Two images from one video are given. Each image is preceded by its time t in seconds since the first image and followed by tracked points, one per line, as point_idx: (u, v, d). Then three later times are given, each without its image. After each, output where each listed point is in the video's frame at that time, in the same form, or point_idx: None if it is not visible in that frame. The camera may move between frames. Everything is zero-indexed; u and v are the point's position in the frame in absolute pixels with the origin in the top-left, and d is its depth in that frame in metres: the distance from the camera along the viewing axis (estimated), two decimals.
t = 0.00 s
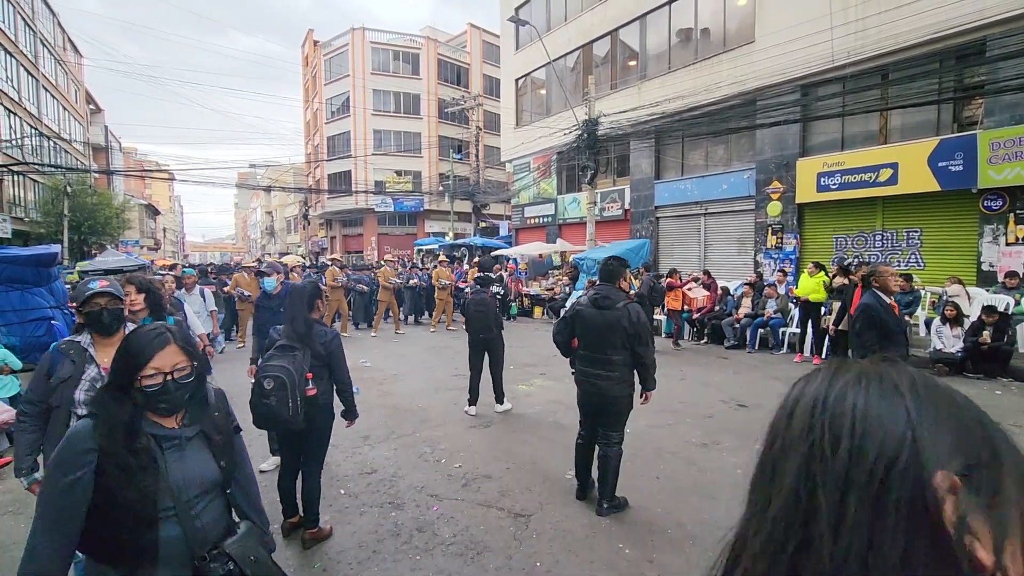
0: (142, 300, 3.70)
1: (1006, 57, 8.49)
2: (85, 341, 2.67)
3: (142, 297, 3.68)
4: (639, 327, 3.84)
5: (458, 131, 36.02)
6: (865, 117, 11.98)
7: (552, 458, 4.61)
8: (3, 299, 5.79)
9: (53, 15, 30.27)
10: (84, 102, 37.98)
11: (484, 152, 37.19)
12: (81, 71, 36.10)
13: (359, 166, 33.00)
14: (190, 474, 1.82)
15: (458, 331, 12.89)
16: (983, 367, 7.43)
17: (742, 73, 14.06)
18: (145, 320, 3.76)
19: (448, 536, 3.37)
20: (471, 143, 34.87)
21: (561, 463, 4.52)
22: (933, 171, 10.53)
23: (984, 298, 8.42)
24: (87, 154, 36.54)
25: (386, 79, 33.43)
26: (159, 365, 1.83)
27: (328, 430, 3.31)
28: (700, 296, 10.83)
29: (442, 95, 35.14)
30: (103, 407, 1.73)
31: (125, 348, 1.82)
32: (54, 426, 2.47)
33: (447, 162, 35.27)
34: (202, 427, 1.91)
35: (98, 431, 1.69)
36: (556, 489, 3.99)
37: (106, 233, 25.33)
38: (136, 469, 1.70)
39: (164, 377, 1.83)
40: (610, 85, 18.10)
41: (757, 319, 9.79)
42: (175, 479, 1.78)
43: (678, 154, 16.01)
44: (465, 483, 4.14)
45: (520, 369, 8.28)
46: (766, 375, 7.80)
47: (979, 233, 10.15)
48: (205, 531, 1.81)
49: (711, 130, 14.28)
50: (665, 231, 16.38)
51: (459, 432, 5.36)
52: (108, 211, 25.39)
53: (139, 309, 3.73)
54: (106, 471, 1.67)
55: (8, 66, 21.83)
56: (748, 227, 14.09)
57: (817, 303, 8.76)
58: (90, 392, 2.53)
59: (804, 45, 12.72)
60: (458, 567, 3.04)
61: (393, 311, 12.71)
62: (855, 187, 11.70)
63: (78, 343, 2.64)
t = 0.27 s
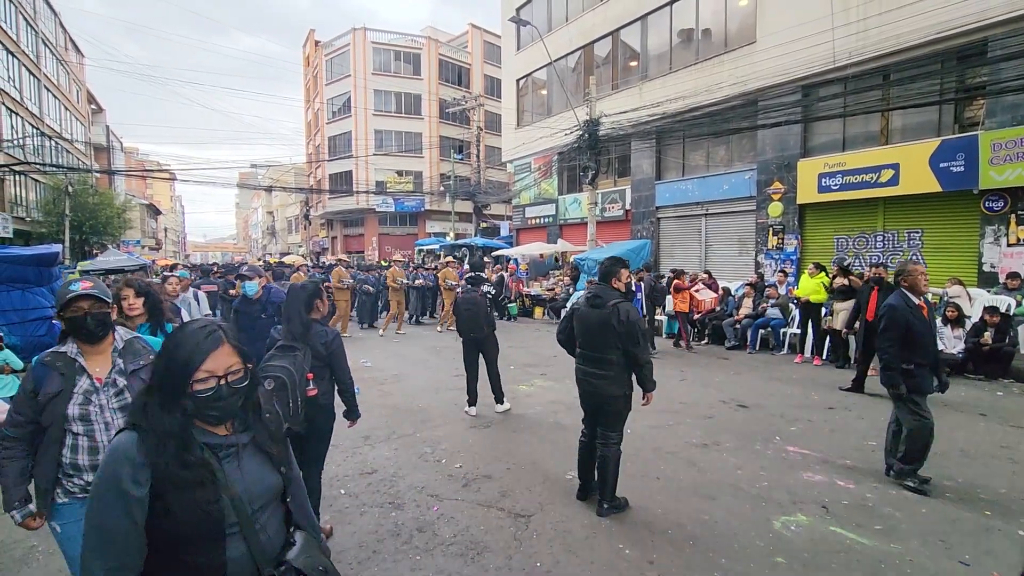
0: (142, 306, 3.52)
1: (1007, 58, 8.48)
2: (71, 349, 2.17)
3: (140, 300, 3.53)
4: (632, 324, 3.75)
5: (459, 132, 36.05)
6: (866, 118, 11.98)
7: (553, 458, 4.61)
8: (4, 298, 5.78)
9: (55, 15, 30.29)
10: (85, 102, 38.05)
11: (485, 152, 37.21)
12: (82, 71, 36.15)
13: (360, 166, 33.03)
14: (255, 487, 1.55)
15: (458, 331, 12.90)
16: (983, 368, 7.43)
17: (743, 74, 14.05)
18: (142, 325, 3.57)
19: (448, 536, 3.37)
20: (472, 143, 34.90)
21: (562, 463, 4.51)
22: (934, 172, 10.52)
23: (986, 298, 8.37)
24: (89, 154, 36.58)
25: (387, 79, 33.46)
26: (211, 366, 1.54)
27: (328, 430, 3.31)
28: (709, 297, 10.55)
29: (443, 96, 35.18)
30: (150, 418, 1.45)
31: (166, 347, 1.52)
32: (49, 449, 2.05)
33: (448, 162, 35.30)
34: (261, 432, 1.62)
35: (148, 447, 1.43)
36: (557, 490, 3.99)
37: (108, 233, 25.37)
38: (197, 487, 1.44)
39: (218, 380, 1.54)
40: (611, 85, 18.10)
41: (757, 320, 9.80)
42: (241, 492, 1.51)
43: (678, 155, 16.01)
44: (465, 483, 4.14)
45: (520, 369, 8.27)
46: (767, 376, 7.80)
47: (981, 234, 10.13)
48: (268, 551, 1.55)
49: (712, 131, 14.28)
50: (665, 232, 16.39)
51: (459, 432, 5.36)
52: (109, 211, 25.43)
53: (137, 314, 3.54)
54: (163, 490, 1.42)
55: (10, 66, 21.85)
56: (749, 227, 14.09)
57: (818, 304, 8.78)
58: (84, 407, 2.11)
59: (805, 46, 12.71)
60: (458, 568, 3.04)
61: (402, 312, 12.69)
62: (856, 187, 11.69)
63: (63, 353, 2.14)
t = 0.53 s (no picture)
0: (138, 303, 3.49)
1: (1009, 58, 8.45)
2: (75, 353, 2.03)
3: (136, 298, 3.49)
4: (620, 321, 3.75)
5: (461, 132, 36.07)
6: (869, 119, 11.95)
7: (554, 459, 4.61)
8: (7, 298, 5.47)
9: (59, 15, 30.35)
10: (89, 102, 38.13)
11: (487, 152, 37.22)
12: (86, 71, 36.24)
13: (362, 166, 33.06)
14: (338, 520, 1.41)
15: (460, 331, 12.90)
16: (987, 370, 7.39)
17: (746, 74, 14.03)
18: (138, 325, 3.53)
19: (449, 536, 3.37)
20: (474, 143, 34.93)
21: (563, 464, 4.51)
22: (937, 173, 10.49)
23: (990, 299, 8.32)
24: (92, 155, 36.67)
25: (389, 80, 33.50)
26: (304, 388, 1.38)
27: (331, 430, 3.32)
28: (716, 298, 10.83)
29: (445, 96, 35.21)
30: (233, 443, 1.32)
31: (253, 362, 1.37)
32: (54, 461, 1.94)
33: (450, 163, 35.31)
34: (340, 456, 1.49)
35: (233, 473, 1.29)
36: (559, 491, 3.98)
37: (111, 233, 25.42)
38: (283, 522, 1.30)
39: (309, 404, 1.39)
40: (614, 86, 18.09)
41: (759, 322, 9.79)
42: (322, 526, 1.36)
43: (681, 155, 15.99)
44: (466, 484, 4.14)
45: (522, 370, 8.27)
46: (769, 377, 7.78)
47: (984, 235, 10.09)
48: None
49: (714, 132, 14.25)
50: (667, 232, 16.37)
51: (461, 432, 5.36)
52: (112, 211, 25.48)
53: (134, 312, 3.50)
54: (247, 524, 1.28)
55: (14, 66, 21.91)
56: (752, 228, 14.06)
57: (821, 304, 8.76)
58: (97, 415, 2.01)
59: (808, 46, 12.69)
60: (459, 568, 3.04)
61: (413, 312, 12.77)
62: (859, 188, 11.66)
63: (67, 357, 2.01)
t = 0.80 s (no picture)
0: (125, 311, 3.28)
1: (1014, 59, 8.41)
2: (111, 365, 1.91)
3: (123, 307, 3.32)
4: (612, 320, 3.75)
5: (465, 133, 36.10)
6: (874, 120, 11.90)
7: (557, 459, 4.61)
8: (15, 298, 6.91)
9: (65, 16, 30.56)
10: (95, 103, 38.35)
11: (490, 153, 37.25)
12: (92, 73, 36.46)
13: (366, 167, 33.14)
14: (468, 532, 1.37)
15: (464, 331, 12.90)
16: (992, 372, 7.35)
17: (750, 75, 14.00)
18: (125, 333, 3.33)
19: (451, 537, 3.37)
20: (477, 144, 34.99)
21: (566, 465, 4.51)
22: (942, 174, 10.44)
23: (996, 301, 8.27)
24: (98, 155, 36.89)
25: (393, 81, 33.58)
26: (434, 391, 1.32)
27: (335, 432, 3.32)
28: (726, 299, 10.50)
29: (449, 97, 35.27)
30: (366, 449, 1.24)
31: (378, 366, 1.30)
32: (85, 484, 1.78)
33: (454, 163, 35.36)
34: (458, 466, 1.44)
35: (365, 482, 1.19)
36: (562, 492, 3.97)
37: (116, 233, 25.55)
38: (420, 534, 1.22)
39: (438, 407, 1.32)
40: (617, 87, 18.08)
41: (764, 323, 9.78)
42: (455, 539, 1.32)
43: (685, 156, 15.96)
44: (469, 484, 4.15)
45: (525, 371, 8.26)
46: (773, 378, 7.75)
47: (990, 236, 10.03)
48: None
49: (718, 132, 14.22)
50: (671, 233, 16.35)
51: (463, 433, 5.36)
52: (118, 211, 25.62)
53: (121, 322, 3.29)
54: (383, 536, 1.18)
55: (21, 67, 22.06)
56: (756, 229, 14.01)
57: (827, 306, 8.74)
58: (134, 432, 1.88)
59: (812, 47, 12.66)
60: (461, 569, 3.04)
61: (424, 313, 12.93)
62: (863, 189, 11.61)
63: (103, 369, 1.88)
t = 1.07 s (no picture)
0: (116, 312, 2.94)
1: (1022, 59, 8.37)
2: (156, 363, 1.84)
3: (114, 306, 2.96)
4: (610, 320, 3.79)
5: (469, 134, 36.12)
6: (880, 120, 11.85)
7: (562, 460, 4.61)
8: (25, 297, 7.00)
9: (73, 18, 30.74)
10: (103, 104, 38.56)
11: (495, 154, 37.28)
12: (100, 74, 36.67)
13: (371, 168, 33.21)
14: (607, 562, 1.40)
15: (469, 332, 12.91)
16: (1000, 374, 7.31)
17: (756, 76, 13.96)
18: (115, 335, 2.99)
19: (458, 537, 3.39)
20: (482, 145, 35.03)
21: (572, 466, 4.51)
22: (950, 174, 10.38)
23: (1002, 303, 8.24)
24: (105, 156, 37.10)
25: (398, 82, 33.65)
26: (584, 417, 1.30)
27: (342, 431, 3.33)
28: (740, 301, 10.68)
29: (453, 98, 35.31)
30: (516, 480, 1.24)
31: (523, 386, 1.26)
32: (123, 489, 1.76)
33: (458, 164, 35.41)
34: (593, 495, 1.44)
35: (516, 513, 1.18)
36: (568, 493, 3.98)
37: (123, 233, 25.69)
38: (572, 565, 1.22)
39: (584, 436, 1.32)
40: (622, 87, 18.07)
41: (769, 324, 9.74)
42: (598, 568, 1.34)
43: (690, 157, 15.93)
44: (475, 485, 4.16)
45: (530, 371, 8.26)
46: (779, 380, 7.73)
47: (998, 237, 9.98)
48: None
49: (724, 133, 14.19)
50: (676, 234, 16.32)
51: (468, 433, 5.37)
52: (125, 212, 25.76)
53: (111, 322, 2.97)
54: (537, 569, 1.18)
55: (29, 69, 22.20)
56: (762, 230, 13.98)
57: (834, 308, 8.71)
58: (177, 438, 1.82)
59: (818, 47, 12.61)
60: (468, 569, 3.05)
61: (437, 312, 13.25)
62: (870, 190, 11.57)
63: (147, 368, 1.82)
